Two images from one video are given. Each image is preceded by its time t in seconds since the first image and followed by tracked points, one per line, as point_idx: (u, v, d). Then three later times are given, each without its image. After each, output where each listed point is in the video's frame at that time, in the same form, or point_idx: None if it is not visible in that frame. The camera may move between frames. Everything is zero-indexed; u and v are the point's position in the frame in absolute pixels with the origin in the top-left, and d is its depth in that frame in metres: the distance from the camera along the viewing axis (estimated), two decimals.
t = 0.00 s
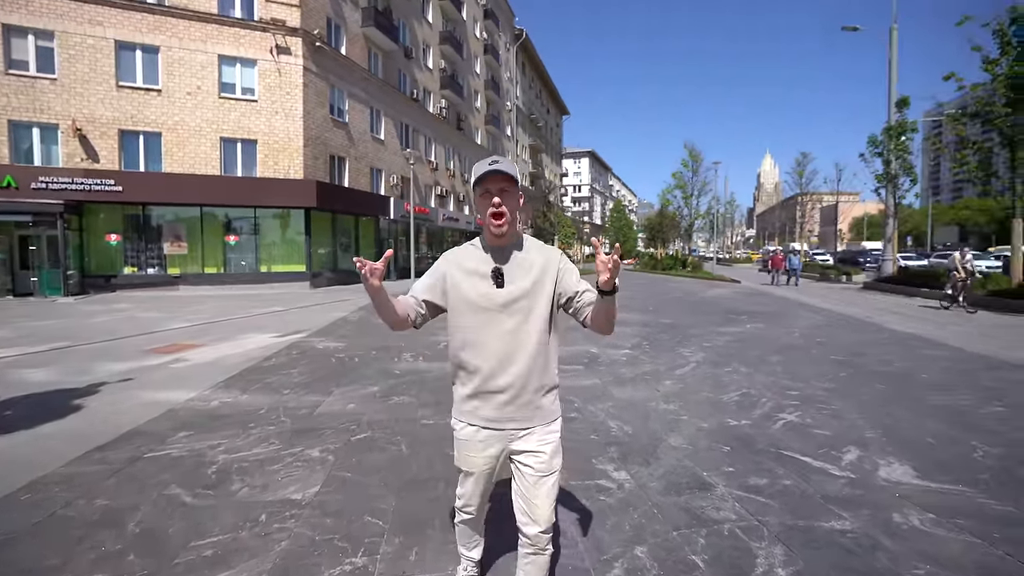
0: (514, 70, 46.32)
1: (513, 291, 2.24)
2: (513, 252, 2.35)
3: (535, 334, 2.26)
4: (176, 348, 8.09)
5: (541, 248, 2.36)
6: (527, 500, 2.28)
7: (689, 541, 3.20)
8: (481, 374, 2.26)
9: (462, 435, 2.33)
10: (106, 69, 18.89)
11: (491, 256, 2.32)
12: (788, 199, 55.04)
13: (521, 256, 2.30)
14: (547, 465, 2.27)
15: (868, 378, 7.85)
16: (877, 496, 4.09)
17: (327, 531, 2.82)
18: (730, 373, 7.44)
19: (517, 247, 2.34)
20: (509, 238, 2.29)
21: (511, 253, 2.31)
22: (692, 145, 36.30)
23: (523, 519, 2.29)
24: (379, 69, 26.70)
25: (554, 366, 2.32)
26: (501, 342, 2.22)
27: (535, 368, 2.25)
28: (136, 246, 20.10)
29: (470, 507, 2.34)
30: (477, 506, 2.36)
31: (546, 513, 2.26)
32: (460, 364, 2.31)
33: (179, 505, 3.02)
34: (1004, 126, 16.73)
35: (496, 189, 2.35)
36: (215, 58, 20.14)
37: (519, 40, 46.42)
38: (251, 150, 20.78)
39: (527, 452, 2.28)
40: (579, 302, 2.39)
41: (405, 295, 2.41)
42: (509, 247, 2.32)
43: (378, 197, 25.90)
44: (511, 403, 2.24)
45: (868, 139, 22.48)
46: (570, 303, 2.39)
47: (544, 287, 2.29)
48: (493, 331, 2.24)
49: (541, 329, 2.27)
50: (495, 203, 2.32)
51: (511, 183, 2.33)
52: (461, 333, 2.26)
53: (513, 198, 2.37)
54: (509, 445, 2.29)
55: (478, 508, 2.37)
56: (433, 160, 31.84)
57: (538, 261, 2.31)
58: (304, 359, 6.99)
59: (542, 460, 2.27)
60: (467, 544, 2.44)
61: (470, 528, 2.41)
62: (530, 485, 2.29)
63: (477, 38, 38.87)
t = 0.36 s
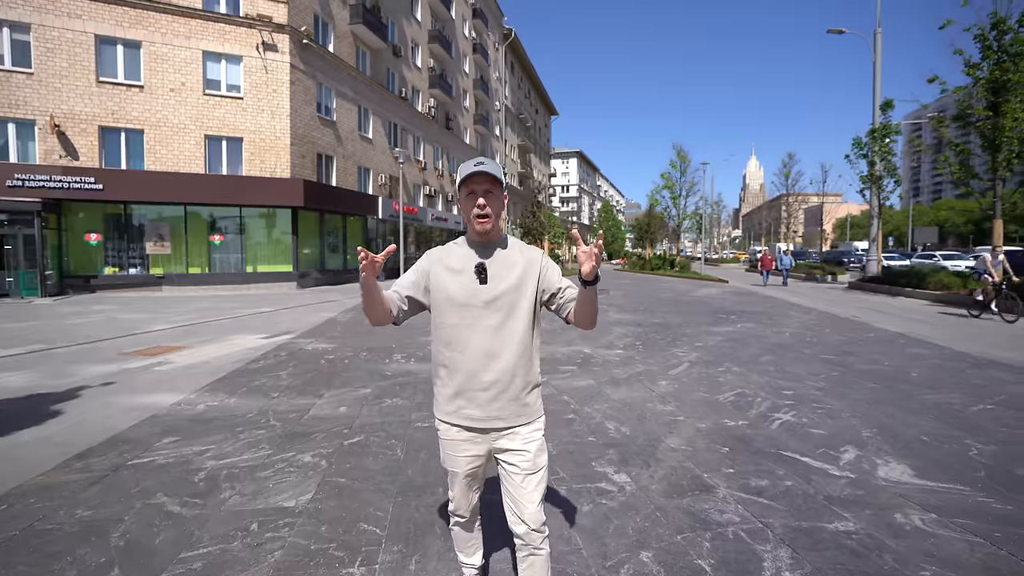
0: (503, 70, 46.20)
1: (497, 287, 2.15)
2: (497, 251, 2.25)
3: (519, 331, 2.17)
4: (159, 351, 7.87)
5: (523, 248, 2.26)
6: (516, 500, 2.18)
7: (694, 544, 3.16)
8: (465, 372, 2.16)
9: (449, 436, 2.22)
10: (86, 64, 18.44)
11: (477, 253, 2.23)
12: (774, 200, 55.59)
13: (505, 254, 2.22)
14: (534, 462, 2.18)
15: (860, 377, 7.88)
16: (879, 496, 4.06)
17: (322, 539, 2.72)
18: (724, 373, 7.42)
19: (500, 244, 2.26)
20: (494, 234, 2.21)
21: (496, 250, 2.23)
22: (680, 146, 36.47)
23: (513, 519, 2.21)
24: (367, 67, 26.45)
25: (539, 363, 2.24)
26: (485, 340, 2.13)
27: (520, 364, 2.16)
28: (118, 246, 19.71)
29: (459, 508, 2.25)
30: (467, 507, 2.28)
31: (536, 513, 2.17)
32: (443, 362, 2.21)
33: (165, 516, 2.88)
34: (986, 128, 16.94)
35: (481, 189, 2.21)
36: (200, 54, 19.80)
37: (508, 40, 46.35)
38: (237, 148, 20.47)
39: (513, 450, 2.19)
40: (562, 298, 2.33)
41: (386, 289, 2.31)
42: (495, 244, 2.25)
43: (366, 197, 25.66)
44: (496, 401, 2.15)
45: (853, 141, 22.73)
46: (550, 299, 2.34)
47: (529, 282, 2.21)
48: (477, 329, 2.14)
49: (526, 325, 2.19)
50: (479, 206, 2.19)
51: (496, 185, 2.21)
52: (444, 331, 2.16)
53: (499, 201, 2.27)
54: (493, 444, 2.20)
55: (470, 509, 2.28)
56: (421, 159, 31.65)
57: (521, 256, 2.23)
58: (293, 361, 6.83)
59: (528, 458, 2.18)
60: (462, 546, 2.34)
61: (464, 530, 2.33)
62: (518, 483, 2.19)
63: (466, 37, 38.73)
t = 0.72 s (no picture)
0: (481, 70, 46.07)
1: (478, 290, 2.07)
2: (477, 253, 2.16)
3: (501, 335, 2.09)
4: (127, 356, 7.55)
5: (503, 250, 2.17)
6: (500, 504, 2.08)
7: (687, 546, 3.15)
8: (446, 376, 2.07)
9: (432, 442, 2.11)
10: (45, 55, 17.68)
11: (456, 257, 2.13)
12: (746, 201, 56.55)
13: (485, 256, 2.13)
14: (517, 466, 2.08)
15: (837, 374, 8.02)
16: (862, 492, 4.09)
17: (307, 555, 2.59)
18: (706, 372, 7.46)
19: (481, 247, 2.17)
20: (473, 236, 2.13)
21: (476, 252, 2.14)
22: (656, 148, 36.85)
23: (498, 522, 2.12)
24: (343, 64, 26.03)
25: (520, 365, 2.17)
26: (466, 343, 2.04)
27: (502, 367, 2.08)
28: (78, 247, 19.00)
29: (445, 515, 2.13)
30: (456, 513, 2.15)
31: (523, 516, 2.08)
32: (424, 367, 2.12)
33: (136, 533, 2.72)
34: (945, 134, 17.44)
35: (460, 191, 2.13)
36: (168, 47, 19.21)
37: (486, 39, 46.25)
38: (207, 145, 19.93)
39: (496, 453, 2.09)
40: (539, 306, 2.24)
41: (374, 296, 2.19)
42: (473, 247, 2.16)
43: (341, 196, 25.26)
44: (479, 405, 2.06)
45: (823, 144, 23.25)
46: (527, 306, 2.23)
47: (509, 285, 2.13)
48: (458, 333, 2.05)
49: (508, 328, 2.10)
50: (459, 206, 2.10)
51: (476, 187, 2.13)
52: (423, 337, 2.07)
53: (478, 203, 2.18)
54: (476, 447, 2.10)
55: (458, 515, 2.15)
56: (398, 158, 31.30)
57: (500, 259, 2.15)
58: (270, 365, 6.63)
59: (512, 461, 2.09)
60: (452, 555, 2.21)
61: (452, 537, 2.19)
62: (504, 486, 2.09)
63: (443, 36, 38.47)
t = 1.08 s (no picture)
0: (457, 69, 45.89)
1: (468, 293, 2.00)
2: (465, 257, 2.11)
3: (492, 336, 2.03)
4: (92, 361, 7.26)
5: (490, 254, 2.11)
6: (490, 509, 2.02)
7: (678, 545, 3.16)
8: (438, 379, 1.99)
9: (424, 447, 2.02)
10: None
11: (445, 261, 2.08)
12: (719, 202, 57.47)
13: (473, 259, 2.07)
14: (508, 469, 2.03)
15: (812, 372, 8.18)
16: (843, 486, 4.16)
17: (295, 565, 2.51)
18: (686, 371, 7.53)
19: (466, 250, 2.11)
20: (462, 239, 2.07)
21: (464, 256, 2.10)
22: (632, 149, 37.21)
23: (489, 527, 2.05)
24: (317, 61, 25.61)
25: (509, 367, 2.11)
26: (458, 346, 1.97)
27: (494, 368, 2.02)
28: (36, 247, 18.29)
29: (438, 522, 2.03)
30: (449, 521, 2.05)
31: (512, 523, 2.01)
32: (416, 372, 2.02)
33: (109, 548, 2.58)
34: (908, 139, 17.97)
35: (448, 196, 2.05)
36: (133, 40, 18.61)
37: (462, 39, 46.10)
38: (175, 141, 19.37)
39: (486, 455, 2.03)
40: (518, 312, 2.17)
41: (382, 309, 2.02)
42: (461, 251, 2.11)
43: (316, 195, 24.84)
44: (471, 408, 1.98)
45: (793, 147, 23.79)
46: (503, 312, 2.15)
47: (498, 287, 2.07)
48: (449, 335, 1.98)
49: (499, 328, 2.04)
50: (448, 212, 2.03)
51: (464, 191, 2.05)
52: (413, 339, 1.98)
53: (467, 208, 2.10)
54: (467, 450, 2.03)
55: (452, 522, 2.06)
56: (374, 157, 30.93)
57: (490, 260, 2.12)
58: (246, 368, 6.45)
59: (503, 464, 2.03)
60: (447, 563, 2.12)
61: (447, 545, 2.09)
62: (495, 488, 2.03)
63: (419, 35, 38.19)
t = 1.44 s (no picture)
0: (447, 69, 45.78)
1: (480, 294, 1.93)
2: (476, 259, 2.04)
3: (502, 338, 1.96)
4: (80, 364, 7.13)
5: (503, 256, 2.04)
6: (495, 521, 1.97)
7: (681, 544, 3.16)
8: (447, 383, 1.93)
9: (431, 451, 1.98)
10: None
11: (457, 262, 2.03)
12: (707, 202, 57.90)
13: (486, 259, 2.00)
14: (515, 480, 1.97)
15: (804, 371, 8.25)
16: (840, 484, 4.19)
17: (297, 569, 2.47)
18: (681, 371, 7.55)
19: (477, 252, 2.04)
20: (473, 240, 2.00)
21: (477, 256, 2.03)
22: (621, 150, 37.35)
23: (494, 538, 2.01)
24: (306, 60, 25.40)
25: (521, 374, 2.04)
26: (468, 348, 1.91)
27: (505, 374, 1.95)
28: (18, 247, 17.95)
29: (444, 529, 2.00)
30: (455, 527, 2.02)
31: (517, 537, 1.96)
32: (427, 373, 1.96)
33: (106, 554, 2.52)
34: (894, 141, 18.21)
35: (461, 197, 1.96)
36: (118, 37, 18.32)
37: (452, 38, 46.02)
38: (161, 140, 19.10)
39: (493, 465, 1.97)
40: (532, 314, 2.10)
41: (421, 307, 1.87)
42: (475, 253, 2.04)
43: (306, 195, 24.65)
44: (480, 414, 1.92)
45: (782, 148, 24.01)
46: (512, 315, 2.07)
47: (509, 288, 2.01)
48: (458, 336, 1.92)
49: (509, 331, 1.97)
50: (460, 214, 1.95)
51: (478, 192, 1.95)
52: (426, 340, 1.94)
53: (481, 209, 2.01)
54: (475, 458, 1.98)
55: (459, 529, 2.03)
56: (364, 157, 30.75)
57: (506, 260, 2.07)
58: (239, 370, 6.37)
59: (510, 476, 1.97)
60: (453, 567, 2.10)
61: (454, 551, 2.07)
62: (501, 500, 1.97)
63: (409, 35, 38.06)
